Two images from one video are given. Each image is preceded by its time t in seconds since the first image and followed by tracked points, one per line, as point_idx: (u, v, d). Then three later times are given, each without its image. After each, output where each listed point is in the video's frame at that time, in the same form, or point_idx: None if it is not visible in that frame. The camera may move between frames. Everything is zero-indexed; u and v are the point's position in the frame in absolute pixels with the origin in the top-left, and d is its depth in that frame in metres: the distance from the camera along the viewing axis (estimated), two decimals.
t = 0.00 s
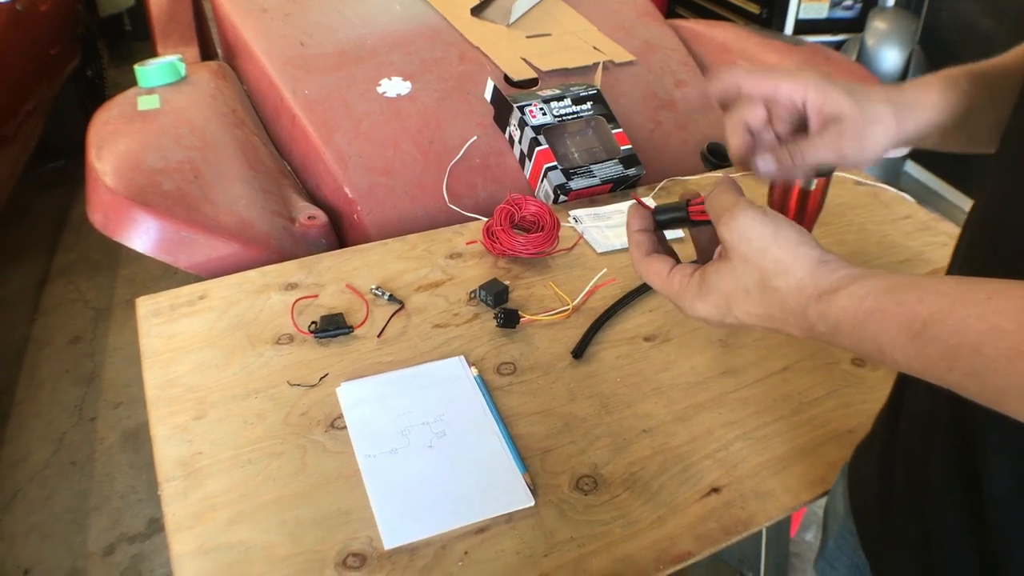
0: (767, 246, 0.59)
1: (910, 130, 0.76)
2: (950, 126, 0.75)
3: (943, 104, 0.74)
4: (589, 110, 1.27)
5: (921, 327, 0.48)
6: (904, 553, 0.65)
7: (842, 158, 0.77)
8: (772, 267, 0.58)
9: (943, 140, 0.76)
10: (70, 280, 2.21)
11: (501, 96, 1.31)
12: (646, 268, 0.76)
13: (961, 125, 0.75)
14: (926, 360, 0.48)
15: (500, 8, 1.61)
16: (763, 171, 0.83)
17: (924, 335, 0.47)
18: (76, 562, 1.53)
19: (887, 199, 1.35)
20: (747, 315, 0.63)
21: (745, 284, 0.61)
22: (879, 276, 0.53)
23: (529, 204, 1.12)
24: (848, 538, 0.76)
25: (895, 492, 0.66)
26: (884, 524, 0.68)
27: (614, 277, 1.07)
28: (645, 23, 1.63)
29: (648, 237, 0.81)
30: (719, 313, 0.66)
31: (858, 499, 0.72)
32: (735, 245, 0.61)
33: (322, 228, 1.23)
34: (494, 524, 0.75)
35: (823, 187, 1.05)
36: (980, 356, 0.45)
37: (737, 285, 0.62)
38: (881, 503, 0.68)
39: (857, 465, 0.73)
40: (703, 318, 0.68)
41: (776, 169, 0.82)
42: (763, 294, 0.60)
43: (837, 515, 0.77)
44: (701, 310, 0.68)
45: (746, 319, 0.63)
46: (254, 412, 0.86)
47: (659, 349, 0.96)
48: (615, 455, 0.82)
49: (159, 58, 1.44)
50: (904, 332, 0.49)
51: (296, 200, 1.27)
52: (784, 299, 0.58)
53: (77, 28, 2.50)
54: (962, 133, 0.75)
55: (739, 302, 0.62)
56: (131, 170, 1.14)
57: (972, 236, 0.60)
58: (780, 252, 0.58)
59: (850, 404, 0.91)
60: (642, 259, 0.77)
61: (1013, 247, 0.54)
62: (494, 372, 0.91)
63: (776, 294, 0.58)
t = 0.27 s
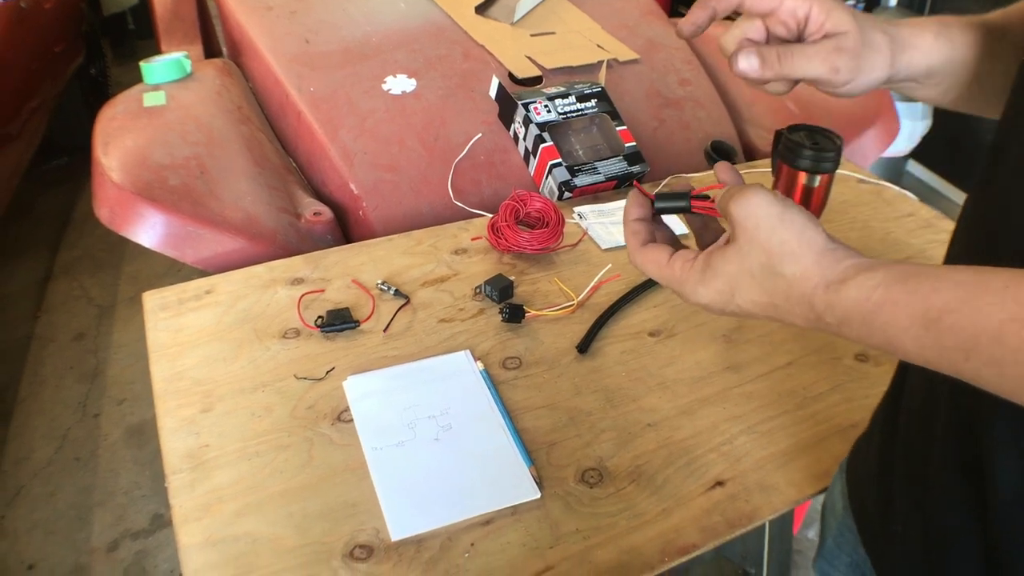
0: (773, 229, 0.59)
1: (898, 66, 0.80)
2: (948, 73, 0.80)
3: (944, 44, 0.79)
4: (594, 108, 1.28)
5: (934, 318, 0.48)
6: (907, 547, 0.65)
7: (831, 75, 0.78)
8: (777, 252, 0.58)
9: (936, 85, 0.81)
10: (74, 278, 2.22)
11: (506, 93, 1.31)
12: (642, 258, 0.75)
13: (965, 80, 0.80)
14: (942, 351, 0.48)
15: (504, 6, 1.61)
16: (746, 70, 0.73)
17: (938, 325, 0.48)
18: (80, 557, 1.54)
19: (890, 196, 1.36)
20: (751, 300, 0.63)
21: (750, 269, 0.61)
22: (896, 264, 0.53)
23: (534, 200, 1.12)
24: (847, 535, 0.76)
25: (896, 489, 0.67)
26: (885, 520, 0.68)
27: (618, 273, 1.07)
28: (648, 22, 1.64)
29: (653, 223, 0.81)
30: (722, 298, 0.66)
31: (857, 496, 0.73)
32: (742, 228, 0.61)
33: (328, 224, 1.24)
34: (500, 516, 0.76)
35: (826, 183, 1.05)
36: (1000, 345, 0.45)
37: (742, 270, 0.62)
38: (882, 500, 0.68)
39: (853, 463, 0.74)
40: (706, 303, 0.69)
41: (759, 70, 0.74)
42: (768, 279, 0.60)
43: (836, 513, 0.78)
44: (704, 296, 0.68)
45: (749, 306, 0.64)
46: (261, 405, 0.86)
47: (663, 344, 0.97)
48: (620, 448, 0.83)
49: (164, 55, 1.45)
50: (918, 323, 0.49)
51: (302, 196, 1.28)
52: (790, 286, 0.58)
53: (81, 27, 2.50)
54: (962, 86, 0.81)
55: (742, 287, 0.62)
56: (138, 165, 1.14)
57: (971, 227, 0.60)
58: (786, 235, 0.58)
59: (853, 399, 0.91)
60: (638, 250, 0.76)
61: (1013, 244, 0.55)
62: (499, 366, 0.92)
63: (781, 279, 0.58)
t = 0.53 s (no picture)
0: (803, 226, 0.59)
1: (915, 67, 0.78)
2: (965, 74, 0.80)
3: (960, 48, 0.78)
4: (606, 104, 1.28)
5: (976, 318, 0.49)
6: (930, 546, 0.65)
7: (851, 79, 0.75)
8: (809, 248, 0.58)
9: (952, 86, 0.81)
10: (81, 274, 2.20)
11: (519, 89, 1.31)
12: (666, 266, 0.73)
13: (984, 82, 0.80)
14: (983, 350, 0.48)
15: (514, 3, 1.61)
16: (763, 76, 0.74)
17: (982, 326, 0.48)
18: (87, 553, 1.53)
19: (901, 193, 1.36)
20: (778, 296, 0.62)
21: (779, 265, 0.61)
22: (932, 261, 0.53)
23: (548, 195, 1.12)
24: (868, 536, 0.76)
25: (922, 489, 0.66)
26: (910, 522, 0.68)
27: (633, 269, 1.07)
28: (658, 19, 1.64)
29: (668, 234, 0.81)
30: (747, 296, 0.65)
31: (880, 497, 0.72)
32: (771, 227, 0.61)
33: (340, 219, 1.24)
34: (518, 509, 0.76)
35: (839, 180, 1.04)
36: None
37: (770, 268, 0.61)
38: (906, 503, 0.68)
39: (874, 464, 0.74)
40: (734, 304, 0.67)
41: (777, 74, 0.73)
42: (797, 276, 0.60)
43: (856, 514, 0.78)
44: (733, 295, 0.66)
45: (779, 304, 0.63)
46: (276, 398, 0.86)
47: (678, 339, 0.97)
48: (637, 442, 0.83)
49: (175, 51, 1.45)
50: (960, 323, 0.49)
51: (314, 191, 1.28)
52: (821, 283, 0.58)
53: (88, 23, 2.50)
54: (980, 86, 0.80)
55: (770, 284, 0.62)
56: (150, 159, 1.14)
57: (994, 220, 0.61)
58: (818, 232, 0.58)
59: (869, 394, 0.91)
60: (657, 263, 0.74)
61: None
62: (515, 360, 0.92)
63: (813, 275, 0.58)
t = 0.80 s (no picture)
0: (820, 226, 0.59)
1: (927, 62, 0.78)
2: (978, 67, 0.78)
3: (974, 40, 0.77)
4: (616, 102, 1.28)
5: (992, 318, 0.48)
6: (943, 545, 0.65)
7: (862, 77, 0.75)
8: (825, 247, 0.58)
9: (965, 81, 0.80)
10: (87, 272, 2.20)
11: (528, 87, 1.31)
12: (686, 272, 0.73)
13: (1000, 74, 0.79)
14: (1001, 350, 0.48)
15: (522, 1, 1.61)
16: (776, 77, 0.72)
17: (998, 326, 0.48)
18: (93, 550, 1.53)
19: (911, 193, 1.35)
20: (791, 295, 0.62)
21: (794, 263, 0.60)
22: (949, 261, 0.53)
23: (558, 193, 1.12)
24: (875, 536, 0.76)
25: (934, 488, 0.66)
26: (922, 522, 0.67)
27: (643, 267, 1.07)
28: (667, 18, 1.63)
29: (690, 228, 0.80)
30: (760, 296, 0.64)
31: (891, 497, 0.71)
32: (788, 227, 0.61)
33: (349, 217, 1.24)
34: (529, 506, 0.76)
35: (849, 179, 1.04)
36: None
37: (785, 267, 0.61)
38: (918, 502, 0.68)
39: (883, 463, 0.73)
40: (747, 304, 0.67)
41: (790, 75, 0.73)
42: (812, 274, 0.59)
43: (863, 514, 0.77)
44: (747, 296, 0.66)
45: (795, 305, 0.62)
46: (286, 394, 0.86)
47: (689, 337, 0.97)
48: (647, 440, 0.83)
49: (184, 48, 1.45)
50: (975, 324, 0.49)
51: (323, 188, 1.28)
52: (837, 282, 0.57)
53: (95, 21, 2.51)
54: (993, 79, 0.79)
55: (785, 283, 0.61)
56: (159, 156, 1.14)
57: (1008, 216, 0.61)
58: (834, 231, 0.58)
59: (880, 394, 0.91)
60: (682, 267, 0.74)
61: None
62: (525, 358, 0.92)
63: (829, 274, 0.58)
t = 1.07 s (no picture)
0: (823, 224, 0.59)
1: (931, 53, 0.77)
2: (985, 62, 0.78)
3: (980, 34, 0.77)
4: (624, 103, 1.28)
5: (996, 315, 0.48)
6: (948, 543, 0.64)
7: (866, 66, 0.74)
8: (829, 246, 0.58)
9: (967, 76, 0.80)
10: (94, 270, 2.20)
11: (536, 87, 1.31)
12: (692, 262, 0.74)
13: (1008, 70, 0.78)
14: (1005, 348, 0.48)
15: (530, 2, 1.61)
16: (778, 62, 0.71)
17: (1001, 322, 0.48)
18: (99, 548, 1.53)
19: (918, 194, 1.35)
20: (802, 297, 0.61)
21: (801, 263, 0.60)
22: (956, 257, 0.52)
23: (566, 193, 1.12)
24: (880, 533, 0.75)
25: (939, 487, 0.65)
26: (927, 521, 0.67)
27: (651, 267, 1.07)
28: (674, 19, 1.63)
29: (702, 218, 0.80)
30: (771, 298, 0.64)
31: (896, 496, 0.71)
32: (794, 226, 0.61)
33: (357, 216, 1.24)
34: (539, 505, 0.76)
35: (859, 180, 1.01)
36: None
37: (793, 268, 0.61)
38: (923, 501, 0.67)
39: (890, 461, 0.73)
40: (758, 307, 0.66)
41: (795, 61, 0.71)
42: (819, 274, 0.59)
43: (868, 512, 0.76)
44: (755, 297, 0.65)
45: (803, 304, 0.62)
46: (295, 392, 0.86)
47: (698, 337, 0.96)
48: (656, 440, 0.83)
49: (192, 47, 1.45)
50: (979, 320, 0.49)
51: (331, 187, 1.28)
52: (846, 281, 0.57)
53: (102, 20, 2.51)
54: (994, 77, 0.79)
55: (794, 284, 0.61)
56: (168, 154, 1.15)
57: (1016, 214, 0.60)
58: (837, 229, 0.58)
59: (888, 394, 0.91)
60: (692, 255, 0.74)
61: None
62: (534, 357, 0.92)
63: (834, 273, 0.58)
